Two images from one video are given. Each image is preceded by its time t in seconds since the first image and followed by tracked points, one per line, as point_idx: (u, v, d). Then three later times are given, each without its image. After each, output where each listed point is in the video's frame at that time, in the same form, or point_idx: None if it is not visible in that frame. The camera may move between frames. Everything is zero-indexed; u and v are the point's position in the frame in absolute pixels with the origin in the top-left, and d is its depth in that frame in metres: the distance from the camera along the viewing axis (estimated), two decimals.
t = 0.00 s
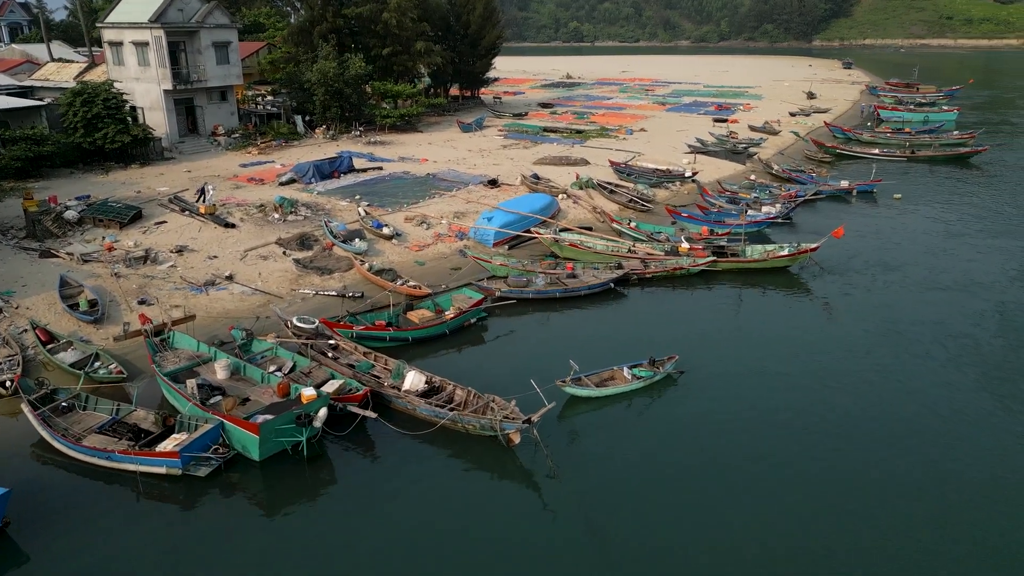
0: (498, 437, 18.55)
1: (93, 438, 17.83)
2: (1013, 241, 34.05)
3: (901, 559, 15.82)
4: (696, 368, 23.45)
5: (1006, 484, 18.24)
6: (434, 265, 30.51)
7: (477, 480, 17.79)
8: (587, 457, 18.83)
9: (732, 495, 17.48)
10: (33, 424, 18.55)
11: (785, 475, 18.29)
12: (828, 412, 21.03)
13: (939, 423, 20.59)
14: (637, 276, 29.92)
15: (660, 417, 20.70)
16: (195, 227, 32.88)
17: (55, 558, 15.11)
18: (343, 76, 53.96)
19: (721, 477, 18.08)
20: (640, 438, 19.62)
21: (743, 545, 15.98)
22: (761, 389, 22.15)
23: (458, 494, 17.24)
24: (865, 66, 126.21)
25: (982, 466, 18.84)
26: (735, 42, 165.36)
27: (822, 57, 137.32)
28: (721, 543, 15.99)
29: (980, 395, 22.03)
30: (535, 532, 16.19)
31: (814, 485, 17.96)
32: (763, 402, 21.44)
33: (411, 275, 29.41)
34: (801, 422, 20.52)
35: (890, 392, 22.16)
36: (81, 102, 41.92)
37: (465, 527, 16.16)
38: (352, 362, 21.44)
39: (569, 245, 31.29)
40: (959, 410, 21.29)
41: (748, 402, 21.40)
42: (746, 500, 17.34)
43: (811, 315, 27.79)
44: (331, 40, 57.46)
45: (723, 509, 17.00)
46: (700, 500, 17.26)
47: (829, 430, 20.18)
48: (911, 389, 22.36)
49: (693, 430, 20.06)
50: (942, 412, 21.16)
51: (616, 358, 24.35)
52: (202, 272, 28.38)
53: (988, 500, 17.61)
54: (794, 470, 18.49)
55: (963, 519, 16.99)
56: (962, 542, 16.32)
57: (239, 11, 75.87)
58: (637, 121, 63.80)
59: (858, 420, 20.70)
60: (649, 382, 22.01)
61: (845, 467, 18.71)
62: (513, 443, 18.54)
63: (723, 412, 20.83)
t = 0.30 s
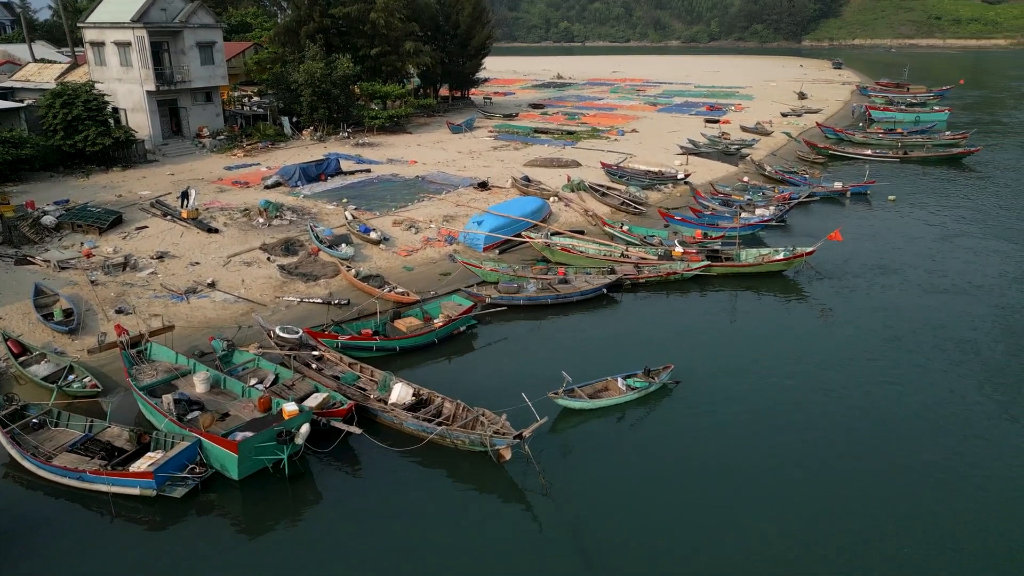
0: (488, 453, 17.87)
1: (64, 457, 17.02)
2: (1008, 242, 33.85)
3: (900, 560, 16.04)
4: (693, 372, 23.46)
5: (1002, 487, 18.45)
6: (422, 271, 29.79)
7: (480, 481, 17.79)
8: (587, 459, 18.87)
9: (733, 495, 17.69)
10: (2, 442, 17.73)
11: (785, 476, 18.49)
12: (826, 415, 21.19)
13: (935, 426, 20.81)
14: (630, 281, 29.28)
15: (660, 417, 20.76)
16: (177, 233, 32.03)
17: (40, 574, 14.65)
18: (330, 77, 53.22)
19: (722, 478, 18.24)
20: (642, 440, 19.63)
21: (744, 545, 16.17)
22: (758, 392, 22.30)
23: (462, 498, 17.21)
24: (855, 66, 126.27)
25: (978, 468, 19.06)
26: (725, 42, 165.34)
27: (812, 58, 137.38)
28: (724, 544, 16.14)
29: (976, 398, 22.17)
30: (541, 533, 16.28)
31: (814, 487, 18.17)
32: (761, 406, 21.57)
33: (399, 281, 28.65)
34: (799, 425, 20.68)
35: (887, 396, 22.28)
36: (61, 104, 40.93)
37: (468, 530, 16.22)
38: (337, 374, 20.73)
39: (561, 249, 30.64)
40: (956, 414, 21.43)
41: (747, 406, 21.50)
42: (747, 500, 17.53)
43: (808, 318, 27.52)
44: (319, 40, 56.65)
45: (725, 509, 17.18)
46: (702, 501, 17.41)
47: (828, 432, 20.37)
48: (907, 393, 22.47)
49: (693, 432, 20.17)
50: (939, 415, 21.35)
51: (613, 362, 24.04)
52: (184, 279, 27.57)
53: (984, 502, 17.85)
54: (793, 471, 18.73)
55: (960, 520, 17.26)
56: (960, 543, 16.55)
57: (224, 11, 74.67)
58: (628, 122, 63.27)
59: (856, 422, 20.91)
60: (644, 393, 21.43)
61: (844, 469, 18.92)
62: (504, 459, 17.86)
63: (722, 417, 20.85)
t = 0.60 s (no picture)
0: (479, 469, 17.25)
1: (36, 475, 16.29)
2: (1005, 245, 33.61)
3: (899, 560, 16.16)
4: (692, 375, 23.40)
5: (1000, 487, 18.59)
6: (412, 276, 29.12)
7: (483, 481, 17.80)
8: (587, 461, 18.89)
9: (734, 495, 17.81)
10: None
11: (784, 477, 18.60)
12: (826, 418, 21.21)
13: (934, 428, 20.89)
14: (625, 286, 28.68)
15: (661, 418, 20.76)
16: (160, 238, 31.24)
17: None
18: (319, 78, 52.51)
19: (722, 479, 18.33)
20: (641, 442, 19.62)
21: (745, 545, 16.29)
22: (757, 395, 22.33)
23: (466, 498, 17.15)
24: (846, 66, 126.29)
25: (976, 469, 19.18)
26: (716, 42, 165.22)
27: (803, 58, 137.39)
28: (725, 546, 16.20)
29: (974, 402, 22.19)
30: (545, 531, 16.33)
31: (814, 488, 18.29)
32: (760, 408, 21.59)
33: (389, 287, 27.94)
34: (797, 428, 20.74)
35: (886, 399, 22.29)
36: (42, 106, 39.99)
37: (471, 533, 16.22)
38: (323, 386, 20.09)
39: (553, 253, 30.02)
40: (954, 417, 21.45)
41: (746, 409, 21.53)
42: (748, 501, 17.63)
43: (805, 323, 27.18)
44: (307, 40, 55.87)
45: (726, 510, 17.28)
46: (703, 502, 17.50)
47: (826, 434, 20.47)
48: (905, 396, 22.49)
49: (693, 433, 20.21)
50: (937, 417, 21.41)
51: (610, 366, 23.86)
52: (166, 286, 26.82)
53: (983, 503, 17.98)
54: (793, 472, 18.84)
55: (959, 521, 17.37)
56: (958, 544, 16.69)
57: (209, 10, 73.50)
58: (621, 123, 62.73)
59: (855, 425, 20.96)
60: (640, 404, 20.87)
61: (842, 470, 19.02)
62: (496, 476, 17.25)
63: (722, 421, 20.80)
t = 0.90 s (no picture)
0: (468, 489, 16.52)
1: None
2: (1002, 247, 33.22)
3: (900, 561, 15.99)
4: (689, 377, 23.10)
5: (1001, 487, 18.41)
6: (400, 283, 28.35)
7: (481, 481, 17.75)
8: (586, 465, 18.64)
9: (733, 495, 17.65)
10: None
11: (784, 478, 18.43)
12: (825, 420, 20.98)
13: (934, 428, 20.68)
14: (618, 292, 28.01)
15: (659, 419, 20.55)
16: (140, 244, 30.34)
17: None
18: (305, 78, 51.63)
19: (722, 480, 18.19)
20: (639, 446, 19.36)
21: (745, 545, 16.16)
22: (755, 396, 22.09)
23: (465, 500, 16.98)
24: (836, 66, 126.23)
25: (977, 470, 18.99)
26: (706, 42, 165.14)
27: (793, 58, 137.24)
28: (725, 549, 16.00)
29: (974, 404, 21.92)
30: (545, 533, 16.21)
31: (814, 488, 18.10)
32: (759, 410, 21.38)
33: (376, 294, 27.16)
34: (796, 428, 20.55)
35: (885, 400, 22.03)
36: (20, 108, 38.91)
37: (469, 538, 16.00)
38: (306, 400, 19.32)
39: (545, 259, 29.31)
40: (955, 418, 21.18)
41: (744, 410, 21.30)
42: (747, 501, 17.48)
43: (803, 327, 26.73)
44: (293, 40, 54.97)
45: (725, 511, 17.11)
46: (703, 503, 17.33)
47: (826, 433, 20.31)
48: (904, 397, 22.24)
49: (693, 433, 20.00)
50: (937, 418, 21.18)
51: (606, 370, 23.48)
52: (145, 294, 25.95)
53: (984, 503, 17.80)
54: (793, 471, 18.71)
55: (961, 521, 17.21)
56: (960, 543, 16.54)
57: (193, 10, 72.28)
58: (612, 124, 62.15)
59: (854, 425, 20.76)
60: (636, 418, 20.07)
61: (843, 470, 18.85)
62: (485, 496, 16.50)
63: (721, 424, 20.52)
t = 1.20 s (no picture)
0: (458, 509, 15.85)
1: None
2: (1000, 249, 32.93)
3: (898, 560, 16.17)
4: (687, 379, 23.07)
5: (998, 488, 18.56)
6: (389, 289, 27.55)
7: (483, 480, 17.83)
8: (587, 469, 18.47)
9: (734, 494, 17.82)
10: None
11: (783, 479, 18.52)
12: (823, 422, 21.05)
13: (931, 431, 20.79)
14: (612, 298, 27.30)
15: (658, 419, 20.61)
16: (121, 250, 29.48)
17: None
18: (293, 79, 50.82)
19: (721, 480, 18.30)
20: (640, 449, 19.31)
21: (745, 543, 16.32)
22: (754, 396, 22.12)
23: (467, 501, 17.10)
24: (828, 66, 126.16)
25: (973, 471, 19.19)
26: (697, 42, 165.08)
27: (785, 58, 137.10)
28: (726, 549, 16.07)
29: (972, 409, 21.89)
30: (548, 533, 16.23)
31: (815, 487, 18.32)
32: (758, 413, 21.24)
33: (363, 302, 26.36)
34: (794, 430, 20.60)
35: (881, 401, 22.12)
36: None
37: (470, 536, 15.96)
38: (290, 414, 18.62)
39: (537, 264, 28.65)
40: (953, 424, 21.15)
41: (742, 409, 21.39)
42: (748, 501, 17.61)
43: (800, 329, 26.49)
44: (281, 41, 54.13)
45: (726, 513, 17.14)
46: (703, 506, 17.39)
47: (823, 434, 20.41)
48: (902, 399, 22.28)
49: (693, 435, 20.04)
50: (935, 420, 21.26)
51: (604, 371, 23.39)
52: (124, 303, 25.10)
53: (982, 505, 17.94)
54: (792, 471, 18.82)
55: (959, 523, 17.33)
56: (959, 545, 16.65)
57: (178, 9, 71.10)
58: (604, 125, 61.59)
59: (851, 426, 20.87)
60: (632, 431, 19.38)
61: (841, 471, 18.98)
62: (475, 517, 15.84)
63: (722, 425, 20.60)
